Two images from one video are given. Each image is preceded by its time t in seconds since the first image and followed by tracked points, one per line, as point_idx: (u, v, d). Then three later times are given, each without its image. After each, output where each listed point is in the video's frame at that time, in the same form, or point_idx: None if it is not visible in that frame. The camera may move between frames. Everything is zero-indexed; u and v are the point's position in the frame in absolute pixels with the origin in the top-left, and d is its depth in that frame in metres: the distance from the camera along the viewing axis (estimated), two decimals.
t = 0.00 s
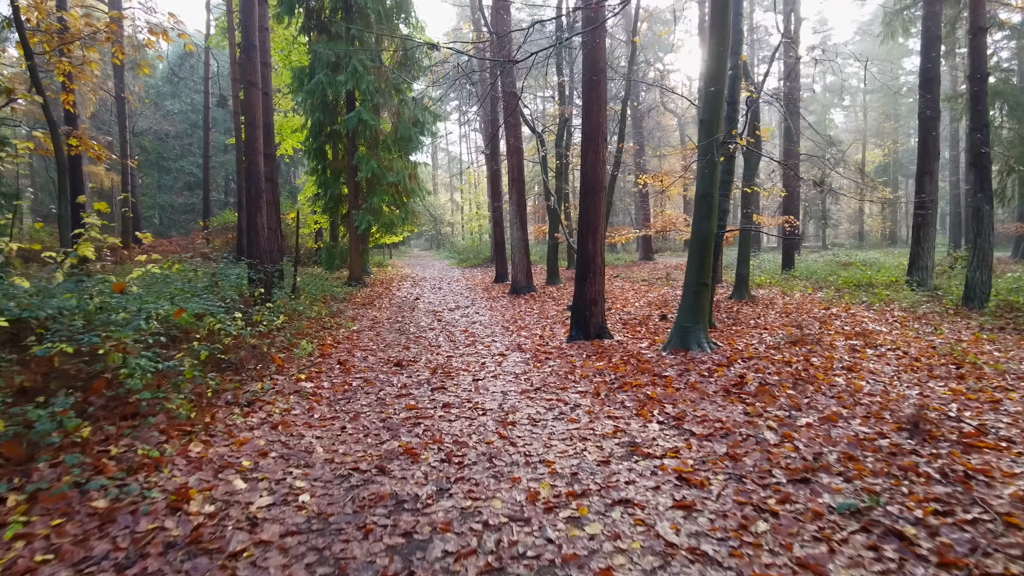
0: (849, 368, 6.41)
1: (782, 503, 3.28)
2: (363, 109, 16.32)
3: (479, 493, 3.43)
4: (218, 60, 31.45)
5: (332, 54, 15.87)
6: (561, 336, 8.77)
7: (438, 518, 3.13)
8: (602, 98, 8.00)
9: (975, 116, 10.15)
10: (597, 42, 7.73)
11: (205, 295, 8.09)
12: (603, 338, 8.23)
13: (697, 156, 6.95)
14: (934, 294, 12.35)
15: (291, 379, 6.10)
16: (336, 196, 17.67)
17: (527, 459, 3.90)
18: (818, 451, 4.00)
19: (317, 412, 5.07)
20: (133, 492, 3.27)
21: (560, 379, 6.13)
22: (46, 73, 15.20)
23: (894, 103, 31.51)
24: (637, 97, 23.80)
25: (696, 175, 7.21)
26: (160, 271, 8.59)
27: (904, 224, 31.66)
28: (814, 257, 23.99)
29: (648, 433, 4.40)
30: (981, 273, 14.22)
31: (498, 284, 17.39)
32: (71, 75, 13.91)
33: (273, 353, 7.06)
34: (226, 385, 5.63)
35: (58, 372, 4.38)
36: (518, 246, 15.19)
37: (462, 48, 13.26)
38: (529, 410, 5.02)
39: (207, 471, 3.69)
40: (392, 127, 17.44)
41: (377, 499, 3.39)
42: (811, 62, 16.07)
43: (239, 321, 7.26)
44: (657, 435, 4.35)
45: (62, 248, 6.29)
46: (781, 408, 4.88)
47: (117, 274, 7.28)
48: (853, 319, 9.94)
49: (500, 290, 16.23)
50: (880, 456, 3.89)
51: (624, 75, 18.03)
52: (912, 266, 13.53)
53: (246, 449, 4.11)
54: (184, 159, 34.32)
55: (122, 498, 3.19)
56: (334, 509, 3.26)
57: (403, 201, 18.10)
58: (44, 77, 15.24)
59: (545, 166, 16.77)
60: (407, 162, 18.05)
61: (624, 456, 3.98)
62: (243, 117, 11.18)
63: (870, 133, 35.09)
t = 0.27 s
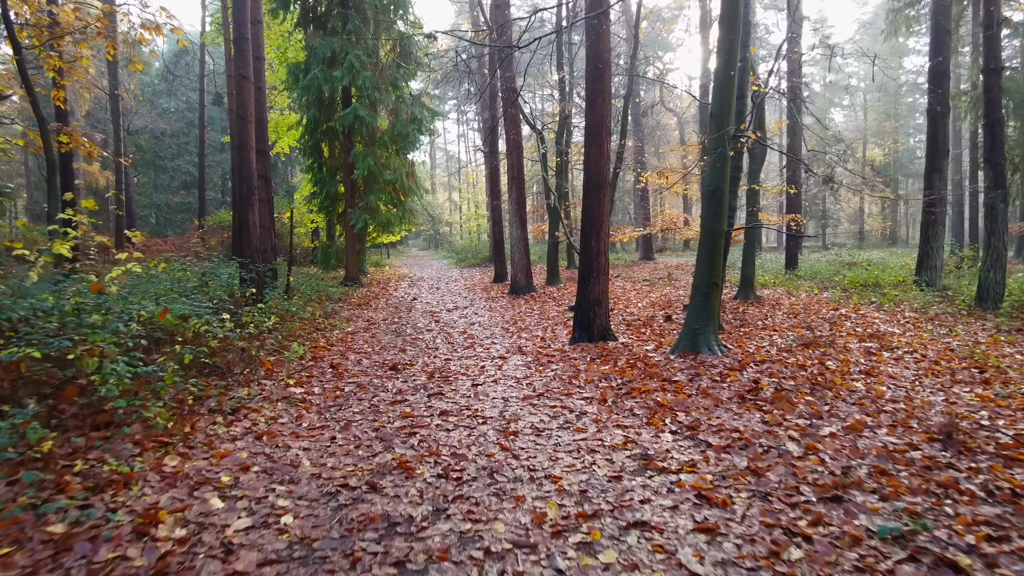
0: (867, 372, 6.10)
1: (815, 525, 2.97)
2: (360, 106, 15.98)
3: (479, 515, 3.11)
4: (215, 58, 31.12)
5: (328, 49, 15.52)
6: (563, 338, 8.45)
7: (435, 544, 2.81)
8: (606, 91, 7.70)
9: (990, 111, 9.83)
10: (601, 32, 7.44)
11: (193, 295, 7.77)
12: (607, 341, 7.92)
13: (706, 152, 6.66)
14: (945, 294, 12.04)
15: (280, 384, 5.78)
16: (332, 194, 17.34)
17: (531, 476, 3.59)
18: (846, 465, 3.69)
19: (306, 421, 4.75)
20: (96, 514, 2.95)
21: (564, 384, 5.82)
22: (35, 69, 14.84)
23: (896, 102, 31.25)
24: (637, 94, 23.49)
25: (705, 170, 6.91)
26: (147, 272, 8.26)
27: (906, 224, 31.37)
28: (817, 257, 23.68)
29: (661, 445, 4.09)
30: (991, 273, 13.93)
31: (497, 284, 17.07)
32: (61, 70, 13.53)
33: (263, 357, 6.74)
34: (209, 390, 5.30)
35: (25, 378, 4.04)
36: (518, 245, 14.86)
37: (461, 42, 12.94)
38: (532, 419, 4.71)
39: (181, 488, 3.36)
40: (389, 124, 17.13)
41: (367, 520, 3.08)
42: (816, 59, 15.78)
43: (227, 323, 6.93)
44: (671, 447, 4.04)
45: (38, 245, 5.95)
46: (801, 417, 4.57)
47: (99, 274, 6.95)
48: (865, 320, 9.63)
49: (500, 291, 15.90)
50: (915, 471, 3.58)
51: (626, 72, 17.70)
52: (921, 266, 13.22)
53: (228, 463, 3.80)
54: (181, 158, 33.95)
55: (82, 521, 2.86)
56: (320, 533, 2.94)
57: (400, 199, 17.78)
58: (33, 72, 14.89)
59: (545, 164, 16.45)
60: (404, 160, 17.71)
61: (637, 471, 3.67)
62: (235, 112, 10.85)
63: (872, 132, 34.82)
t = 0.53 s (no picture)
0: (887, 381, 5.79)
1: (856, 563, 2.65)
2: (356, 104, 15.65)
3: (481, 551, 2.80)
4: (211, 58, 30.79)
5: (324, 47, 15.17)
6: (567, 344, 8.14)
7: None
8: (611, 87, 7.40)
9: (1005, 108, 9.53)
10: (606, 26, 7.13)
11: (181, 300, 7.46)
12: (612, 347, 7.61)
13: (718, 149, 6.36)
14: (956, 298, 11.74)
15: (269, 396, 5.47)
16: (329, 195, 17.02)
17: (537, 504, 3.28)
18: (881, 489, 3.38)
19: (295, 438, 4.44)
20: (52, 552, 2.63)
21: (569, 395, 5.51)
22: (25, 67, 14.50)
23: (898, 102, 31.01)
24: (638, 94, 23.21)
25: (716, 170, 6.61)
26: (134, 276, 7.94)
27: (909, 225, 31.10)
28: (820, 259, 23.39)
29: (676, 466, 3.79)
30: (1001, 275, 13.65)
31: (497, 286, 16.75)
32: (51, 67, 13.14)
33: (252, 366, 6.43)
34: (192, 403, 4.99)
35: None
36: (518, 247, 14.55)
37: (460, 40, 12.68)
38: (537, 435, 4.40)
39: (152, 518, 3.04)
40: (386, 123, 16.81)
41: (356, 557, 2.77)
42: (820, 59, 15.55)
43: (215, 329, 6.61)
44: (688, 469, 3.73)
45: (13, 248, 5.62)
46: (824, 433, 4.25)
47: (81, 278, 6.63)
48: (877, 325, 9.31)
49: (499, 293, 15.58)
50: (957, 496, 3.27)
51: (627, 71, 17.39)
52: (929, 268, 12.93)
53: (207, 487, 3.47)
54: (177, 159, 33.62)
55: (34, 562, 2.54)
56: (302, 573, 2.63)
57: (398, 200, 17.48)
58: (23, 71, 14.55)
59: (545, 164, 16.14)
60: (402, 160, 17.39)
61: (652, 498, 3.38)
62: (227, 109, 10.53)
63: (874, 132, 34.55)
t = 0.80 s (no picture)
0: (911, 388, 5.49)
1: None
2: (354, 101, 15.35)
3: None
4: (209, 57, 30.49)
5: (321, 43, 14.85)
6: (571, 347, 7.84)
7: None
8: (619, 80, 7.11)
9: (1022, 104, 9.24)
10: (613, 17, 6.84)
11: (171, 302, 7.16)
12: (620, 351, 7.32)
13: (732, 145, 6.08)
14: (969, 299, 11.45)
15: (260, 404, 5.18)
16: (326, 194, 16.72)
17: (549, 529, 2.98)
18: (926, 511, 3.08)
19: (285, 452, 4.15)
20: None
21: (577, 404, 5.22)
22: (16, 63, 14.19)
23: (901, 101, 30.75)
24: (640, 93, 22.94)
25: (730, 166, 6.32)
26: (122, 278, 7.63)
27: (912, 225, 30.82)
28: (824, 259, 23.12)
29: (697, 485, 3.49)
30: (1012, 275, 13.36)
31: (497, 287, 16.45)
32: (43, 63, 12.78)
33: (244, 371, 6.14)
34: (178, 412, 4.70)
35: None
36: (519, 247, 14.24)
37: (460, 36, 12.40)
38: (545, 448, 4.10)
39: (122, 546, 2.74)
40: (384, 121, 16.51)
41: None
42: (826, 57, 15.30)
43: (205, 333, 6.31)
44: (711, 489, 3.43)
45: None
46: (854, 446, 3.95)
47: (65, 281, 6.33)
48: (891, 327, 9.02)
49: (500, 294, 15.28)
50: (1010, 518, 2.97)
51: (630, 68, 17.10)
52: (940, 268, 12.64)
53: (187, 510, 3.17)
54: (174, 158, 33.33)
55: None
56: None
57: (397, 199, 17.18)
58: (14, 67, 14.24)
59: (547, 162, 15.84)
60: (401, 158, 17.09)
61: (675, 522, 3.09)
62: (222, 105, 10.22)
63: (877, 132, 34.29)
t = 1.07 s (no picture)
0: (941, 397, 5.18)
1: None
2: (353, 100, 15.06)
3: None
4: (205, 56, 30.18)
5: (319, 40, 14.55)
6: (578, 353, 7.53)
7: None
8: (628, 74, 6.81)
9: None
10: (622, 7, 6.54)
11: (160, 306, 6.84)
12: (629, 356, 7.01)
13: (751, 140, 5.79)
14: (982, 302, 11.15)
15: (251, 416, 4.87)
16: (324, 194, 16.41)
17: (568, 565, 2.67)
18: (987, 542, 2.75)
19: (275, 470, 3.83)
20: None
21: (587, 416, 4.91)
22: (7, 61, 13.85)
23: (902, 102, 30.55)
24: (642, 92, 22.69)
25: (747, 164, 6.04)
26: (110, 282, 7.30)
27: (915, 226, 30.58)
28: (828, 261, 22.82)
29: (729, 512, 3.19)
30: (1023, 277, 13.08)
31: (497, 289, 16.14)
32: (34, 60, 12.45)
33: (235, 380, 5.82)
34: (161, 425, 4.38)
35: None
36: (520, 248, 13.93)
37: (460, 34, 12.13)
38: (557, 466, 3.79)
39: None
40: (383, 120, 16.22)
41: None
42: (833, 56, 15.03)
43: (194, 339, 5.99)
44: (745, 519, 3.12)
45: None
46: (893, 466, 3.63)
47: (47, 283, 6.00)
48: (906, 331, 8.72)
49: (501, 296, 14.97)
50: None
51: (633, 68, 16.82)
52: (951, 271, 12.34)
53: (164, 540, 2.85)
54: (172, 159, 33.08)
55: None
56: None
57: (396, 200, 16.87)
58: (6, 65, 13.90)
59: (548, 162, 15.54)
60: (400, 158, 16.78)
61: (706, 554, 2.79)
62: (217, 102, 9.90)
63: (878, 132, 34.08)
